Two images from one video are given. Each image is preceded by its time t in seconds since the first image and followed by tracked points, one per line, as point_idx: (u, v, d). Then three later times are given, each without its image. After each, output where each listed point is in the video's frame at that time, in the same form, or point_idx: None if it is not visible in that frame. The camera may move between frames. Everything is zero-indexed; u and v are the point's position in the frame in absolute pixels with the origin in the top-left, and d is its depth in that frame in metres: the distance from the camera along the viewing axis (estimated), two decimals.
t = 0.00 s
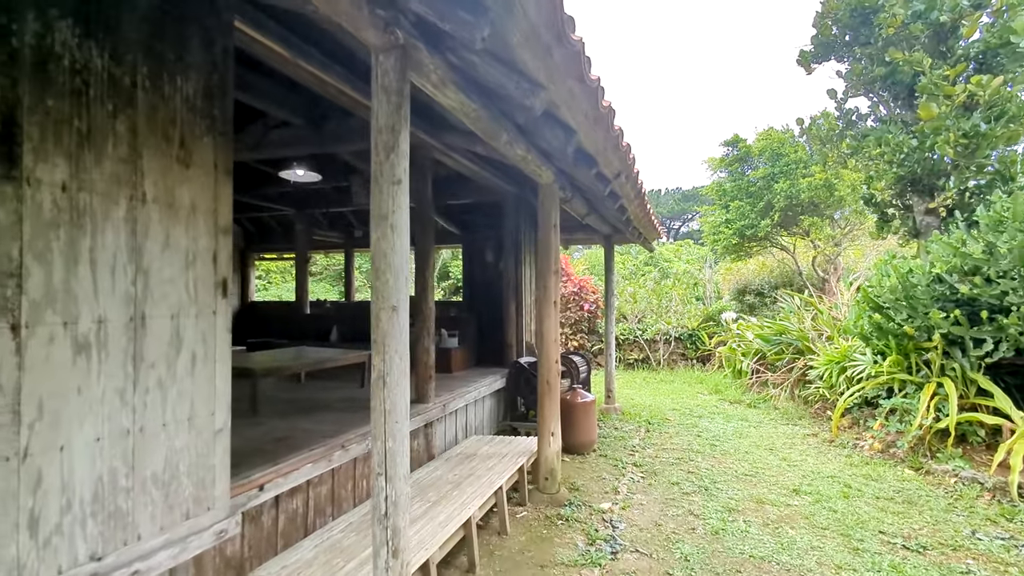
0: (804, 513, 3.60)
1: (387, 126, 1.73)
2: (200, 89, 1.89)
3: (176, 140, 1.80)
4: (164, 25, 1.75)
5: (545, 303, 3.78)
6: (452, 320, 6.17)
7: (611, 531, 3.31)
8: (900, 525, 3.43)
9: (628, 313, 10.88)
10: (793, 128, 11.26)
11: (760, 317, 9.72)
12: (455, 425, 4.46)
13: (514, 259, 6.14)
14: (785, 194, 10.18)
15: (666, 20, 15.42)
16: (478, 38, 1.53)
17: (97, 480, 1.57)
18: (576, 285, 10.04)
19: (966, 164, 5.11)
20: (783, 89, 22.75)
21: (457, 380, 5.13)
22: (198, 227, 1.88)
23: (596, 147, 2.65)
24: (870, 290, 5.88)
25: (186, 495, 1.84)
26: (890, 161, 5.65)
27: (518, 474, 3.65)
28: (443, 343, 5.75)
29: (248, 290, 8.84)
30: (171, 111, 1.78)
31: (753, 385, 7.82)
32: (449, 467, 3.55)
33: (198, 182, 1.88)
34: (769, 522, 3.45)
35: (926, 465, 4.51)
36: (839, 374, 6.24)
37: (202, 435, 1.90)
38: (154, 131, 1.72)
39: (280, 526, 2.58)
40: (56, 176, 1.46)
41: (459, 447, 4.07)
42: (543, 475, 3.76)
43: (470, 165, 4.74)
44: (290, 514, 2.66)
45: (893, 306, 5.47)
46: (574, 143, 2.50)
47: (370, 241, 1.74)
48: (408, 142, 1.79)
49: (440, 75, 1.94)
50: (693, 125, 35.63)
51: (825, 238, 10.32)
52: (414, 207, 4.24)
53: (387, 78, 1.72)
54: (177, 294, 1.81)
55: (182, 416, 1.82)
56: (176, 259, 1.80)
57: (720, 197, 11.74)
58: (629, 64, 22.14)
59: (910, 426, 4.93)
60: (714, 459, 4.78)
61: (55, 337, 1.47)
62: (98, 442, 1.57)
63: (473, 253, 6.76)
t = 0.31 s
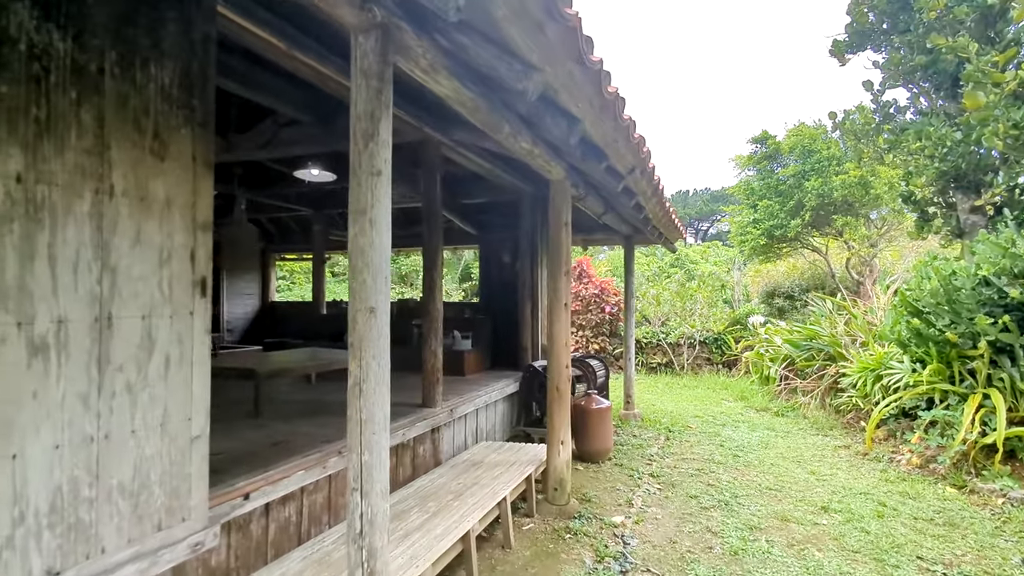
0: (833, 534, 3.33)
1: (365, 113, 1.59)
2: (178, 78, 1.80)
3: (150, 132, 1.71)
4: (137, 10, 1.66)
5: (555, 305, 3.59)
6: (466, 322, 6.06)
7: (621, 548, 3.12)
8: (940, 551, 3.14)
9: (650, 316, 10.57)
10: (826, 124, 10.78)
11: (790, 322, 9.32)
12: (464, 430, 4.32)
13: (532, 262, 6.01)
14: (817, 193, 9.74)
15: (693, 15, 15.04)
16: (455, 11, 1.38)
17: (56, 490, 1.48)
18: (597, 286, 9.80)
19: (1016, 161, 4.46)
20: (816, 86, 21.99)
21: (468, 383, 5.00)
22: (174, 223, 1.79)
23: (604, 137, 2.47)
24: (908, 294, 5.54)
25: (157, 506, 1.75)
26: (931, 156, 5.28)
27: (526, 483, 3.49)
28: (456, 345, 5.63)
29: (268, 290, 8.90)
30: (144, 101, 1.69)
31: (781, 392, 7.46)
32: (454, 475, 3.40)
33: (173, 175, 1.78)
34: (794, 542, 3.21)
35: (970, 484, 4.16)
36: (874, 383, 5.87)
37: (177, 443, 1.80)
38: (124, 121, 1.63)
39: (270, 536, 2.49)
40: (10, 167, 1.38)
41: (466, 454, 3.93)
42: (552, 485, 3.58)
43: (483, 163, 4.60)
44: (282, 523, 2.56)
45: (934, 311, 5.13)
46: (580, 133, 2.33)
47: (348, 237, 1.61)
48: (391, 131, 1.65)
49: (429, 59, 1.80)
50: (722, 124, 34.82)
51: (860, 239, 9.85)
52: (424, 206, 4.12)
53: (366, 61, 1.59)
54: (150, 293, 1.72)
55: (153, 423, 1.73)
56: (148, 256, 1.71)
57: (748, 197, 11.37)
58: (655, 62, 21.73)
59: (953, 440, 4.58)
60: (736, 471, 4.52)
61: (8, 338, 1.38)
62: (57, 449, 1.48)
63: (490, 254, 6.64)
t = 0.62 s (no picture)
0: (859, 558, 3.10)
1: (336, 105, 1.49)
2: (153, 73, 1.74)
3: (121, 128, 1.65)
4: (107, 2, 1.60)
5: (563, 309, 3.44)
6: (479, 324, 5.95)
7: (628, 566, 2.95)
8: None
9: (673, 319, 10.29)
10: (860, 120, 10.30)
11: (820, 327, 8.93)
12: (471, 436, 4.21)
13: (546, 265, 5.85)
14: (849, 192, 9.31)
15: (719, 10, 14.68)
16: None
17: (12, 500, 1.42)
18: (617, 289, 9.57)
19: None
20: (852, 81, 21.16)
21: (478, 387, 4.89)
22: (148, 224, 1.73)
23: (607, 130, 2.33)
24: (948, 300, 5.22)
25: (126, 517, 1.68)
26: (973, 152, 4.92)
27: (530, 494, 3.35)
28: (468, 348, 5.53)
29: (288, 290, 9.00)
30: (114, 96, 1.63)
31: (810, 401, 7.12)
32: (455, 484, 3.29)
33: (147, 172, 1.72)
34: (816, 566, 2.99)
35: (1015, 506, 3.84)
36: (909, 394, 5.53)
37: (150, 451, 1.74)
38: (92, 117, 1.58)
39: (259, 545, 2.42)
40: None
41: (471, 462, 3.82)
42: (558, 496, 3.42)
43: (494, 164, 4.49)
44: (273, 532, 2.49)
45: (977, 318, 4.82)
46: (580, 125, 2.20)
47: (318, 238, 1.51)
48: (365, 124, 1.54)
49: (413, 50, 1.67)
50: (753, 123, 33.94)
51: (896, 241, 9.38)
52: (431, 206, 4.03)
53: (338, 50, 1.49)
54: (121, 295, 1.65)
55: (123, 430, 1.67)
56: (119, 257, 1.65)
57: (776, 197, 10.99)
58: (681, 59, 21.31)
59: (996, 458, 4.24)
60: (756, 485, 4.29)
61: None
62: (14, 458, 1.43)
63: (506, 256, 6.53)
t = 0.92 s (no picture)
0: None
1: (313, 93, 1.40)
2: (134, 64, 1.68)
3: (99, 121, 1.59)
4: None
5: (572, 311, 3.30)
6: (492, 326, 5.85)
7: None
8: None
9: (695, 322, 10.01)
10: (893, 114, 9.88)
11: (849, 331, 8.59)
12: (479, 440, 4.10)
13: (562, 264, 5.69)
14: (880, 189, 8.92)
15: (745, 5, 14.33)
16: None
17: None
18: (637, 290, 9.35)
19: None
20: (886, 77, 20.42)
21: (489, 390, 4.79)
22: (128, 221, 1.67)
23: (611, 120, 2.20)
24: (989, 304, 4.97)
25: (104, 524, 1.63)
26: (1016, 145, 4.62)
27: (537, 503, 3.22)
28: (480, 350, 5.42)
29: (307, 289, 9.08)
30: (92, 88, 1.58)
31: (838, 409, 6.81)
32: (459, 491, 3.18)
33: (127, 167, 1.66)
34: None
35: None
36: (945, 403, 5.23)
37: (129, 456, 1.67)
38: (67, 110, 1.52)
39: (253, 552, 2.35)
40: None
41: (478, 467, 3.71)
42: (566, 506, 3.28)
43: (505, 163, 4.39)
44: (267, 538, 2.42)
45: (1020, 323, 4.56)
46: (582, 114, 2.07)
47: (294, 234, 1.42)
48: (346, 113, 1.45)
49: (400, 35, 1.59)
50: (781, 121, 33.09)
51: (932, 241, 8.96)
52: (439, 204, 3.94)
53: (316, 34, 1.38)
54: (98, 294, 1.60)
55: (100, 434, 1.61)
56: (96, 255, 1.59)
57: (802, 195, 10.63)
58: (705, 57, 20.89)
59: None
60: (778, 497, 4.08)
61: None
62: None
63: (521, 256, 6.46)
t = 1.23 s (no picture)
0: None
1: (288, 72, 1.28)
2: (114, 48, 1.59)
3: (74, 107, 1.51)
4: None
5: (585, 313, 3.12)
6: (505, 329, 5.72)
7: None
8: None
9: (718, 327, 9.70)
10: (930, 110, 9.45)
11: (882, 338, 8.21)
12: (489, 446, 3.97)
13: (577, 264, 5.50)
14: (917, 189, 8.51)
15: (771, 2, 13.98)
16: None
17: None
18: (658, 294, 9.12)
19: None
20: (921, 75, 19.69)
21: (501, 394, 4.65)
22: (106, 212, 1.58)
23: (621, 105, 2.05)
24: None
25: (76, 533, 1.54)
26: None
27: (546, 515, 3.07)
28: (494, 353, 5.29)
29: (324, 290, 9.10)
30: (68, 72, 1.50)
31: (869, 419, 6.47)
32: (464, 500, 3.04)
33: (104, 157, 1.58)
34: None
35: None
36: (989, 416, 4.91)
37: (104, 462, 1.59)
38: (39, 94, 1.44)
39: (245, 561, 2.26)
40: None
41: (486, 475, 3.57)
42: (576, 519, 3.10)
43: (520, 161, 4.26)
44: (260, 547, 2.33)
45: None
46: (590, 98, 1.93)
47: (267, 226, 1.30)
48: (325, 94, 1.33)
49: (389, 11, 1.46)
50: (810, 122, 32.25)
51: (972, 244, 8.52)
52: (448, 202, 3.83)
53: (291, 7, 1.27)
54: (71, 290, 1.51)
55: (72, 438, 1.52)
56: (70, 249, 1.51)
57: (832, 196, 10.24)
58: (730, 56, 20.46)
59: None
60: (805, 514, 3.83)
61: None
62: None
63: (537, 258, 6.33)
